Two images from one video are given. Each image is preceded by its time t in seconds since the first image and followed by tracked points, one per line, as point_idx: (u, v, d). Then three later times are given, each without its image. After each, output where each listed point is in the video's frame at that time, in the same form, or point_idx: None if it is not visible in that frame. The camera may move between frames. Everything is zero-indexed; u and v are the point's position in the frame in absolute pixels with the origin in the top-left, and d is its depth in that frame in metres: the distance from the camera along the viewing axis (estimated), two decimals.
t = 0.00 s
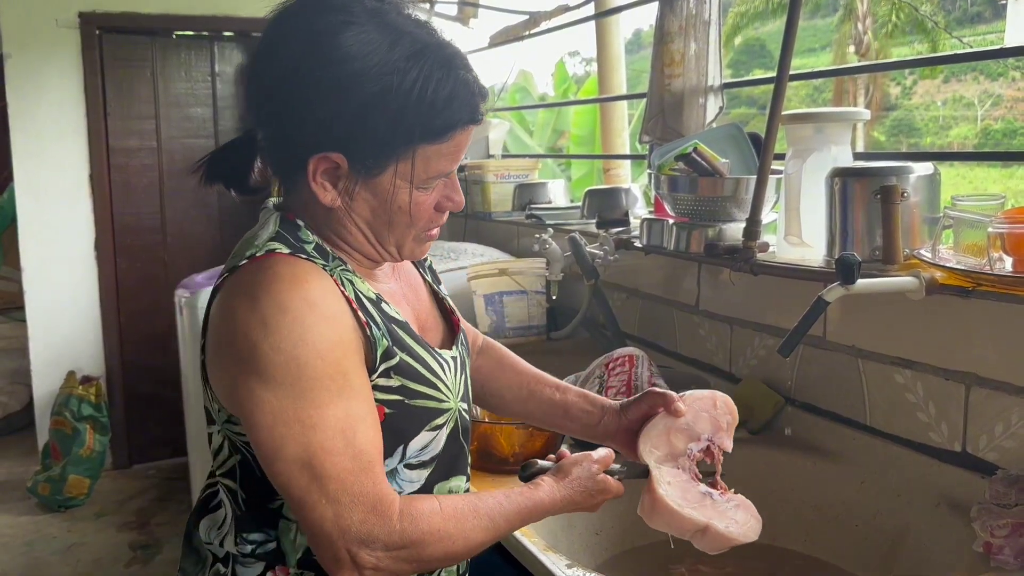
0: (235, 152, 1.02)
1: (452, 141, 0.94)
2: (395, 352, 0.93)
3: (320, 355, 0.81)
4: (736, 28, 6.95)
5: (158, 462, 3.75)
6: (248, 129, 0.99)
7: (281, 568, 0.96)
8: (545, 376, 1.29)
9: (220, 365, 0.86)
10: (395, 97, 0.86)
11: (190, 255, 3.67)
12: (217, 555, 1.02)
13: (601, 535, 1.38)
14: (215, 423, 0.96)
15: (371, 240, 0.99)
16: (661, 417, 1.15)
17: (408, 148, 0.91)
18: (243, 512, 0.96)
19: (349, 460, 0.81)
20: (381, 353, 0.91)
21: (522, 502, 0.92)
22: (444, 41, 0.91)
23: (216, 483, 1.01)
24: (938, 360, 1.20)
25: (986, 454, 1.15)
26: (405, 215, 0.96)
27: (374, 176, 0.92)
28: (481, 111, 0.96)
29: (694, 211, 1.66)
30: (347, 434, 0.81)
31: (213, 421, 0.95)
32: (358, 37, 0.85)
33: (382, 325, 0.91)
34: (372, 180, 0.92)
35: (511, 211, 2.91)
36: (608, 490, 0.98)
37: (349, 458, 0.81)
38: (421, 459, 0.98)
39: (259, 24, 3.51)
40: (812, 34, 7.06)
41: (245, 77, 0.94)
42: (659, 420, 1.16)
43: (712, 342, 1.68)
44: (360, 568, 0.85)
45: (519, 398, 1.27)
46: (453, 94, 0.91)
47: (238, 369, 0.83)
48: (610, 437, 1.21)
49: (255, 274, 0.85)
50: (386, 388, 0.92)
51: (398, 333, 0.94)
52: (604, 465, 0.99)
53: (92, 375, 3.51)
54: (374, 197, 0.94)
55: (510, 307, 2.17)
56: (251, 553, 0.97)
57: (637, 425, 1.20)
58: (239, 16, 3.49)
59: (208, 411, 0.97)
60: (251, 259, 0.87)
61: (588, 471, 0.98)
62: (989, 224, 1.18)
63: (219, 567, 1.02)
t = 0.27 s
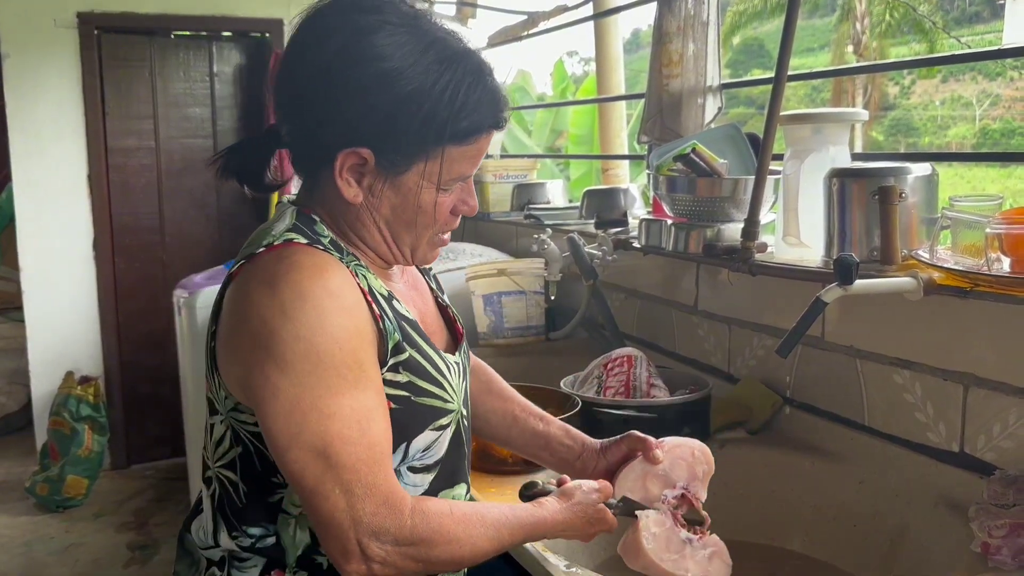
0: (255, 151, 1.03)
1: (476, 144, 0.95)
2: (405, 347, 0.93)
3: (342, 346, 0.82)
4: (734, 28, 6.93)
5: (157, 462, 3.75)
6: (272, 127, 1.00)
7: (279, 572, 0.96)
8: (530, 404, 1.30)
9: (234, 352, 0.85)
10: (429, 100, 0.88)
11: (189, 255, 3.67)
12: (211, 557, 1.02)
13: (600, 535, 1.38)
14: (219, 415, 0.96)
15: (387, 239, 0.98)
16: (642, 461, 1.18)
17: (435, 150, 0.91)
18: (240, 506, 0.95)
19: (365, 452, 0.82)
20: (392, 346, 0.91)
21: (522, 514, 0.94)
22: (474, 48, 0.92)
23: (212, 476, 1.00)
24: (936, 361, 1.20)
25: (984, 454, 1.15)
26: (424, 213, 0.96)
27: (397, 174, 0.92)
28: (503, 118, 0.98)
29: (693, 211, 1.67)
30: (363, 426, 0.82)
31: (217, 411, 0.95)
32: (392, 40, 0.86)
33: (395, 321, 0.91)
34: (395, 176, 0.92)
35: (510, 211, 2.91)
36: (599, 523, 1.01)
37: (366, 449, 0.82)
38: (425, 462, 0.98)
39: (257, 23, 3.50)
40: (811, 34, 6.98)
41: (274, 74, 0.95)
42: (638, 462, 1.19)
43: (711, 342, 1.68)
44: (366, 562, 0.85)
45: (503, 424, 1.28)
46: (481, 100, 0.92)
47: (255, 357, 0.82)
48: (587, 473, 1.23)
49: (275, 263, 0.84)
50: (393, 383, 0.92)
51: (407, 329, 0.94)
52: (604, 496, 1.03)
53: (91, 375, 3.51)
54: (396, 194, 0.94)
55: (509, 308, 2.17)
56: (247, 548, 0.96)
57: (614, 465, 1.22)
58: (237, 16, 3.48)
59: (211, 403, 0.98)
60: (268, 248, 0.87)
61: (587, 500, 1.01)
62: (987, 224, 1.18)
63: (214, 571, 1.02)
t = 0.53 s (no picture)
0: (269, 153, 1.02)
1: (494, 146, 0.96)
2: (416, 347, 0.93)
3: (354, 342, 0.81)
4: (733, 27, 6.92)
5: (155, 462, 3.75)
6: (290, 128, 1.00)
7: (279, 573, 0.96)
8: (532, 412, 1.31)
9: (247, 342, 0.85)
10: (452, 101, 0.88)
11: (187, 254, 3.66)
12: (210, 556, 1.02)
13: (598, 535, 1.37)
14: (227, 408, 0.96)
15: (403, 239, 0.98)
16: (639, 466, 1.19)
17: (457, 151, 0.92)
18: (244, 501, 0.95)
19: (376, 448, 0.81)
20: (402, 345, 0.91)
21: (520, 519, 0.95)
22: (493, 55, 0.93)
23: (215, 470, 1.00)
24: (936, 361, 1.20)
25: (984, 453, 1.15)
26: (443, 214, 0.96)
27: (418, 174, 0.91)
28: (522, 123, 0.99)
29: (692, 210, 1.67)
30: (372, 422, 0.81)
31: (224, 405, 0.95)
32: (414, 44, 0.87)
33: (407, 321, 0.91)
34: (415, 176, 0.91)
35: (508, 211, 2.91)
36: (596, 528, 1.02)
37: (373, 446, 0.81)
38: (431, 465, 0.98)
39: (255, 23, 3.50)
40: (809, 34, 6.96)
41: (298, 76, 0.95)
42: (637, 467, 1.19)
43: (710, 341, 1.68)
44: (369, 560, 0.84)
45: (506, 431, 1.28)
46: (502, 104, 0.93)
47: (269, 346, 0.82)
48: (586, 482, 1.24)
49: (292, 255, 0.85)
50: (403, 382, 0.92)
51: (418, 330, 0.94)
52: (600, 500, 1.04)
53: (89, 375, 3.51)
54: (416, 195, 0.93)
55: (508, 307, 2.17)
56: (247, 544, 0.96)
57: (613, 473, 1.22)
58: (236, 16, 3.48)
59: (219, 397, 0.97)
60: (286, 240, 0.88)
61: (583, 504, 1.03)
62: (986, 224, 1.19)
63: (211, 571, 1.02)
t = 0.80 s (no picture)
0: (271, 151, 1.02)
1: (500, 143, 0.96)
2: (425, 341, 0.92)
3: (367, 337, 0.82)
4: (730, 25, 6.90)
5: (153, 461, 3.74)
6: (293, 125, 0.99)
7: (279, 573, 0.95)
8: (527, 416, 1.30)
9: (256, 343, 0.84)
10: (461, 100, 0.88)
11: (185, 253, 3.66)
12: (208, 556, 1.00)
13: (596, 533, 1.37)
14: (234, 407, 0.96)
15: (407, 236, 0.98)
16: (628, 480, 1.19)
17: (464, 148, 0.92)
18: (249, 500, 0.95)
19: (397, 441, 0.82)
20: (413, 339, 0.91)
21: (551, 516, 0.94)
22: (499, 53, 0.94)
23: (220, 470, 0.99)
24: (934, 359, 1.20)
25: (981, 451, 1.15)
26: (448, 211, 0.96)
27: (425, 171, 0.91)
28: (527, 121, 0.99)
29: (689, 208, 1.67)
30: (393, 413, 0.82)
31: (233, 404, 0.95)
32: (423, 43, 0.86)
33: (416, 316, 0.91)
34: (421, 173, 0.91)
35: (506, 209, 2.91)
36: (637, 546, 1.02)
37: (399, 436, 0.82)
38: (438, 461, 0.97)
39: (252, 22, 3.49)
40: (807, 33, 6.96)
41: (302, 73, 0.95)
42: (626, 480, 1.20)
43: (708, 340, 1.68)
44: (402, 553, 0.85)
45: (501, 435, 1.27)
46: (508, 102, 0.94)
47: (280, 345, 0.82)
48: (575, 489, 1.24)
49: (296, 254, 0.84)
50: (413, 376, 0.92)
51: (426, 324, 0.94)
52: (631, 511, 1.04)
53: (86, 374, 3.50)
54: (422, 193, 0.94)
55: (506, 306, 2.17)
56: (248, 542, 0.95)
57: (604, 483, 1.23)
58: (233, 15, 3.48)
59: (225, 396, 0.97)
60: (289, 239, 0.87)
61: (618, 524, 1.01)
62: (984, 222, 1.19)
63: (209, 570, 1.01)
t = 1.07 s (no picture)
0: (260, 150, 1.01)
1: (491, 136, 0.96)
2: (413, 339, 0.93)
3: (345, 332, 0.81)
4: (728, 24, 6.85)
5: (150, 461, 3.74)
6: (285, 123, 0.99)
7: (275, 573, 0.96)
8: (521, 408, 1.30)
9: (239, 342, 0.85)
10: (453, 92, 0.88)
11: (182, 252, 3.65)
12: (204, 558, 1.01)
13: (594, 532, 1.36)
14: (224, 408, 0.96)
15: (400, 230, 0.98)
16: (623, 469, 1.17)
17: (456, 140, 0.92)
18: (243, 501, 0.95)
19: (376, 436, 0.80)
20: (399, 337, 0.91)
21: (545, 504, 0.91)
22: (490, 47, 0.94)
23: (213, 472, 0.99)
24: (931, 357, 1.20)
25: (978, 450, 1.15)
26: (442, 204, 0.95)
27: (418, 162, 0.91)
28: (517, 115, 1.00)
29: (687, 207, 1.66)
30: (372, 410, 0.80)
31: (222, 405, 0.95)
32: (412, 36, 0.86)
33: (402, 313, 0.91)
34: (414, 165, 0.91)
35: (503, 208, 2.91)
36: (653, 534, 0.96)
37: (377, 434, 0.80)
38: (431, 459, 0.97)
39: (249, 21, 3.49)
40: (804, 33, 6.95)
41: (293, 70, 0.94)
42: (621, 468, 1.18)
43: (705, 339, 1.68)
44: (386, 553, 0.82)
45: (494, 427, 1.27)
46: (498, 95, 0.94)
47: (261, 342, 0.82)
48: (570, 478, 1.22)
49: (278, 252, 0.85)
50: (401, 374, 0.92)
51: (413, 322, 0.94)
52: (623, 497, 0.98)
53: (83, 374, 3.50)
54: (416, 185, 0.93)
55: (503, 305, 2.17)
56: (243, 544, 0.96)
57: (599, 469, 1.21)
58: (230, 14, 3.47)
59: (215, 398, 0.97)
60: (274, 237, 0.87)
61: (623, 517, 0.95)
62: (980, 220, 1.19)
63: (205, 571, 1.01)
